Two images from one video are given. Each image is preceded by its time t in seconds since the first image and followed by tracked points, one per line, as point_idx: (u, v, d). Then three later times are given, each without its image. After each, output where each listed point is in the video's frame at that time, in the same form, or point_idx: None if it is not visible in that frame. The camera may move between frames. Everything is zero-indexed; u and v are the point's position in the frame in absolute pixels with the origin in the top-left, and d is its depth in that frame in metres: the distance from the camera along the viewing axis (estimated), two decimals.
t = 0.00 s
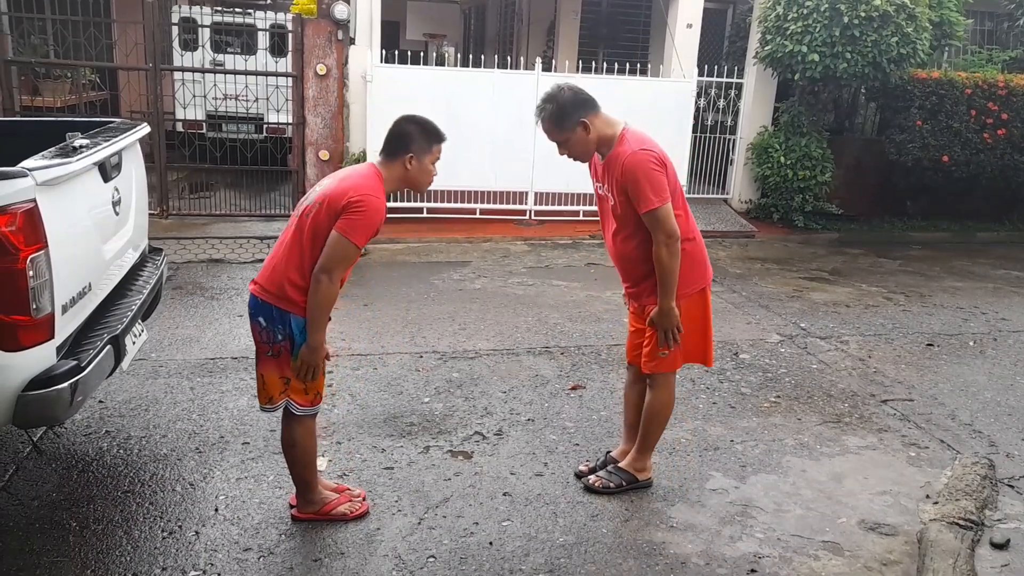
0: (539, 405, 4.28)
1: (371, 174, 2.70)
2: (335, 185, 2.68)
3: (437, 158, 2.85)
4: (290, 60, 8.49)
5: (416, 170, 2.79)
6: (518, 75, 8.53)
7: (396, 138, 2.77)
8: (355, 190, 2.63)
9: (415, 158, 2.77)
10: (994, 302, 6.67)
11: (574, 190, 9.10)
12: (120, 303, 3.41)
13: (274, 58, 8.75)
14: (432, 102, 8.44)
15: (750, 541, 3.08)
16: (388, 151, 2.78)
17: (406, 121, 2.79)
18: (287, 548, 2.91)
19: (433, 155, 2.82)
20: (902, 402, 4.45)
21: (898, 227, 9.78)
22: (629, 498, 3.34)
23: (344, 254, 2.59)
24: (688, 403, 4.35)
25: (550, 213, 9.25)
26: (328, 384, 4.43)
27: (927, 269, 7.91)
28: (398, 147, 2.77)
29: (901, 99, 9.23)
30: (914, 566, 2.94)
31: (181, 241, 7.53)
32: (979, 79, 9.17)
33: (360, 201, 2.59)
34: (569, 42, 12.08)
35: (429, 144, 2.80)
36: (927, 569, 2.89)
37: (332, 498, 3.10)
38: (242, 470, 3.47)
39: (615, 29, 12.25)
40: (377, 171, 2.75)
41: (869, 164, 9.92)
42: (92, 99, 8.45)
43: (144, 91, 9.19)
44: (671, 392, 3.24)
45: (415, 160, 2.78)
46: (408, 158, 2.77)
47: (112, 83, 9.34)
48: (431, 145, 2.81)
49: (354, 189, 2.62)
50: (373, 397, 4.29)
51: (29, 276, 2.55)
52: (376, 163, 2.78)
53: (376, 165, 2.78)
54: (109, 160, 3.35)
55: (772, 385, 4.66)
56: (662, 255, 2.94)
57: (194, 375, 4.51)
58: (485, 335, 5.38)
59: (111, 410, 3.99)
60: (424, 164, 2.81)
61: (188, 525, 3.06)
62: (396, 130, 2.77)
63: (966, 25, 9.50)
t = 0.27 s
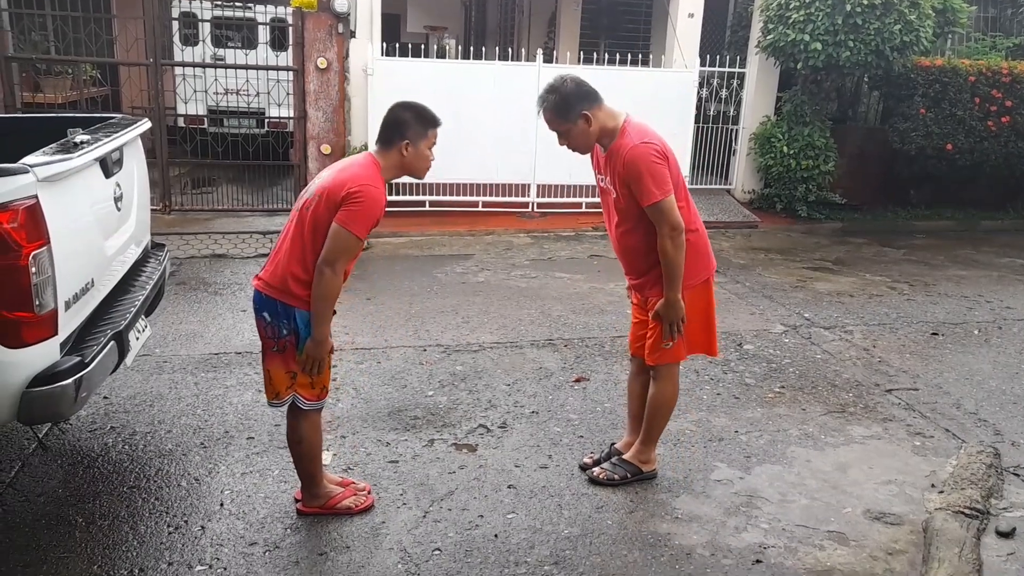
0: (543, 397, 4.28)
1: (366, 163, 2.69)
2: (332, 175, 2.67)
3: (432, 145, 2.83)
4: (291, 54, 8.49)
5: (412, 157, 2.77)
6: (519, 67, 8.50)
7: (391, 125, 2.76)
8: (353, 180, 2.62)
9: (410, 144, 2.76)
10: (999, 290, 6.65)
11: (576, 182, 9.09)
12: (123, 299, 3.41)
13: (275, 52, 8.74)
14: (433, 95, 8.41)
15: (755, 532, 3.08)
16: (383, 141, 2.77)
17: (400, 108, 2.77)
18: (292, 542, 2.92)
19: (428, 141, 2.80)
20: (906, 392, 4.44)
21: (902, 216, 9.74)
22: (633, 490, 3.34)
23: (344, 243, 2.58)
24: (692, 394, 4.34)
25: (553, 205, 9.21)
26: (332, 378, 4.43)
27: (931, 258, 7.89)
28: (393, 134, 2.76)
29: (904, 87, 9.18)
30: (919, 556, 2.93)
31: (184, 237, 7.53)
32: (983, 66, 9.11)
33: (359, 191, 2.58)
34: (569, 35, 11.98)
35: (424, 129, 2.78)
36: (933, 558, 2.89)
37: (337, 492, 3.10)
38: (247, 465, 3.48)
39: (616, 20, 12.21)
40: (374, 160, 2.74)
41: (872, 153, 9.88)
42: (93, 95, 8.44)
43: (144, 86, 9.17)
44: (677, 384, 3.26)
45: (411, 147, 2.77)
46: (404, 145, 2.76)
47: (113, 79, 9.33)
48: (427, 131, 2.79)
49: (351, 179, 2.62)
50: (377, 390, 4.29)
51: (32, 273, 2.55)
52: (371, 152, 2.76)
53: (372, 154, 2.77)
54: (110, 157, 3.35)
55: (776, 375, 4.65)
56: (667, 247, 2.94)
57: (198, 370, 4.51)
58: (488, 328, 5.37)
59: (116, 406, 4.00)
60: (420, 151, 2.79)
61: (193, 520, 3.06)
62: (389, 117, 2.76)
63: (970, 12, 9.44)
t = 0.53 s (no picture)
0: (545, 396, 4.27)
1: (347, 146, 2.69)
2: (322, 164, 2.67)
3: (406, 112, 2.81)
4: (291, 55, 8.50)
5: (390, 130, 2.76)
6: (519, 66, 8.50)
7: (362, 100, 2.73)
8: (339, 167, 2.61)
9: (386, 117, 2.74)
10: (1001, 287, 6.63)
11: (577, 181, 9.08)
12: (124, 302, 3.41)
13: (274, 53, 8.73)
14: (433, 94, 8.40)
15: (758, 531, 3.07)
16: (360, 117, 2.75)
17: (370, 80, 2.73)
18: (295, 544, 2.92)
19: (403, 111, 2.78)
20: (909, 389, 4.44)
21: (903, 213, 9.73)
22: (636, 490, 3.34)
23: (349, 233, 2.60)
24: (694, 393, 4.34)
25: (555, 205, 9.17)
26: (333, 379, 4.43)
27: (932, 255, 7.88)
28: (367, 110, 2.73)
29: (905, 84, 9.16)
30: (923, 554, 2.93)
31: (185, 238, 7.54)
32: (983, 63, 9.10)
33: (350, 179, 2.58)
34: (569, 29, 12.07)
35: (397, 98, 2.74)
36: (936, 557, 2.88)
37: (339, 493, 3.10)
38: (250, 466, 3.48)
39: (616, 19, 12.20)
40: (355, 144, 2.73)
41: (873, 150, 9.87)
42: (94, 97, 8.44)
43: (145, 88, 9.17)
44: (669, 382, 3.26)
45: (387, 120, 2.75)
46: (380, 119, 2.74)
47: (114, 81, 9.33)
48: (401, 99, 2.76)
49: (342, 165, 2.61)
50: (379, 391, 4.29)
51: (33, 275, 2.55)
52: (352, 135, 2.75)
53: (352, 137, 2.76)
54: (110, 159, 3.35)
55: (778, 373, 4.65)
56: (657, 237, 2.93)
57: (200, 372, 4.51)
58: (490, 328, 5.37)
59: (118, 408, 4.00)
60: (397, 121, 2.77)
61: (196, 522, 3.06)
62: (360, 91, 2.73)
63: (970, 8, 9.42)
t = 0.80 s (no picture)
0: (549, 405, 4.27)
1: (326, 146, 2.69)
2: (311, 166, 2.69)
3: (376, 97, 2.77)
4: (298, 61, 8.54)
5: (361, 119, 2.73)
6: (524, 73, 8.52)
7: (330, 92, 2.71)
8: (323, 170, 2.63)
9: (356, 106, 2.71)
10: (1006, 300, 6.62)
11: (582, 189, 9.08)
12: (129, 307, 3.41)
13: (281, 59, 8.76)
14: (438, 101, 8.42)
15: (761, 543, 3.06)
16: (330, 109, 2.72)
17: (336, 70, 2.70)
18: (297, 551, 2.91)
19: (374, 98, 2.75)
20: (914, 402, 4.42)
21: (908, 224, 9.72)
22: (639, 500, 3.33)
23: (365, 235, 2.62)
24: (698, 404, 4.33)
25: (558, 212, 9.22)
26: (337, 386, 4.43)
27: (937, 266, 7.87)
28: (336, 100, 2.70)
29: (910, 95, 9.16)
30: (928, 569, 2.91)
31: (190, 243, 7.55)
32: (990, 75, 9.09)
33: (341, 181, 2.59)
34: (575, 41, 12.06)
35: (364, 84, 2.72)
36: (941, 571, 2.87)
37: (342, 500, 3.09)
38: (252, 473, 3.47)
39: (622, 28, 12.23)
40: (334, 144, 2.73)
41: (878, 161, 9.86)
42: (101, 102, 8.47)
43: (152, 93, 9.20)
44: (654, 393, 3.23)
45: (358, 109, 2.72)
46: (350, 108, 2.71)
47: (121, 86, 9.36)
48: (367, 85, 2.73)
49: (330, 167, 2.62)
50: (382, 398, 4.29)
51: (39, 280, 2.56)
52: (328, 134, 2.74)
53: (329, 134, 2.75)
54: (117, 164, 3.36)
55: (782, 385, 4.63)
56: (629, 223, 2.86)
57: (203, 377, 4.51)
58: (494, 336, 5.37)
59: (122, 413, 4.00)
60: (368, 109, 2.74)
61: (198, 528, 3.06)
62: (326, 83, 2.71)
63: (976, 20, 9.42)
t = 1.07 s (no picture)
0: (555, 413, 4.26)
1: (325, 155, 2.74)
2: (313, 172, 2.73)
3: (371, 103, 2.79)
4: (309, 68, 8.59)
5: (355, 124, 2.75)
6: (534, 81, 8.53)
7: (324, 99, 2.73)
8: (325, 176, 2.69)
9: (351, 111, 2.73)
10: (1017, 312, 6.58)
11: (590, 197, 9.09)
12: (138, 310, 3.43)
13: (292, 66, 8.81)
14: (448, 109, 8.45)
15: (768, 554, 3.04)
16: (325, 116, 2.75)
17: (330, 76, 2.73)
18: (303, 556, 2.91)
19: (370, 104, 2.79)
20: (922, 414, 4.40)
21: (918, 235, 9.68)
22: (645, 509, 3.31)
23: (398, 224, 2.69)
24: (706, 413, 4.31)
25: (567, 220, 9.23)
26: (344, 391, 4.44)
27: (947, 278, 7.83)
28: (331, 106, 2.73)
29: (921, 106, 9.14)
30: None
31: (199, 248, 7.59)
32: (1001, 86, 9.06)
33: (346, 185, 2.65)
34: (584, 50, 12.12)
35: (359, 89, 2.73)
36: None
37: (348, 505, 3.09)
38: (258, 477, 3.48)
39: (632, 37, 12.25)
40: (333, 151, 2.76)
41: (888, 172, 9.83)
42: (113, 106, 8.53)
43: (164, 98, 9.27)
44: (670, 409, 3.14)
45: (351, 114, 2.74)
46: (344, 113, 2.73)
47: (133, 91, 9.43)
48: (362, 91, 2.74)
49: (334, 173, 2.68)
50: (389, 404, 4.29)
51: (49, 282, 2.58)
52: (326, 142, 2.78)
53: (328, 142, 2.79)
54: (128, 168, 3.38)
55: (790, 395, 4.62)
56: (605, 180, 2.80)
57: (211, 381, 4.53)
58: (501, 343, 5.37)
59: (130, 415, 4.02)
60: (362, 114, 2.76)
61: (204, 531, 3.06)
62: (319, 91, 2.73)
63: (988, 31, 9.40)
